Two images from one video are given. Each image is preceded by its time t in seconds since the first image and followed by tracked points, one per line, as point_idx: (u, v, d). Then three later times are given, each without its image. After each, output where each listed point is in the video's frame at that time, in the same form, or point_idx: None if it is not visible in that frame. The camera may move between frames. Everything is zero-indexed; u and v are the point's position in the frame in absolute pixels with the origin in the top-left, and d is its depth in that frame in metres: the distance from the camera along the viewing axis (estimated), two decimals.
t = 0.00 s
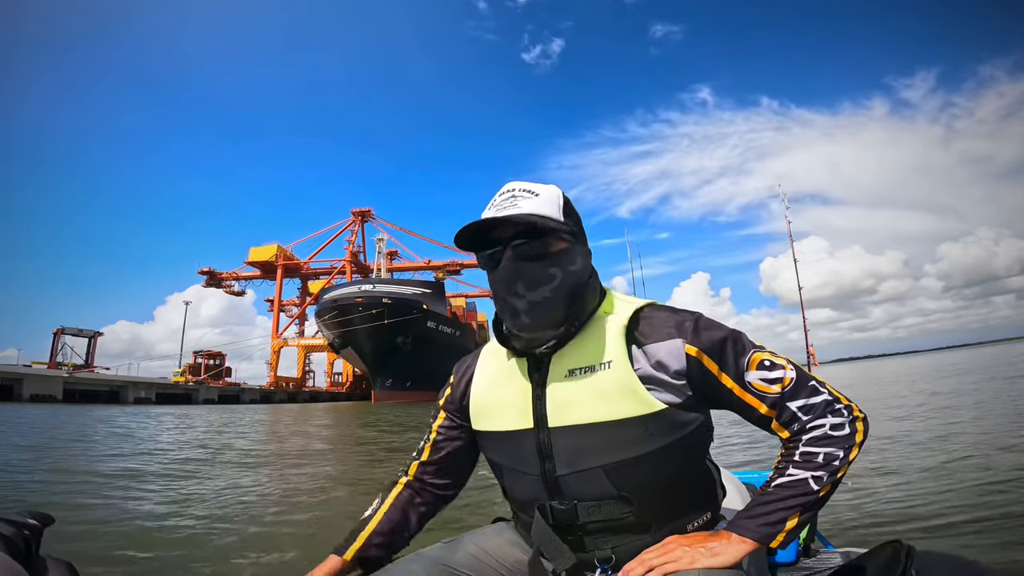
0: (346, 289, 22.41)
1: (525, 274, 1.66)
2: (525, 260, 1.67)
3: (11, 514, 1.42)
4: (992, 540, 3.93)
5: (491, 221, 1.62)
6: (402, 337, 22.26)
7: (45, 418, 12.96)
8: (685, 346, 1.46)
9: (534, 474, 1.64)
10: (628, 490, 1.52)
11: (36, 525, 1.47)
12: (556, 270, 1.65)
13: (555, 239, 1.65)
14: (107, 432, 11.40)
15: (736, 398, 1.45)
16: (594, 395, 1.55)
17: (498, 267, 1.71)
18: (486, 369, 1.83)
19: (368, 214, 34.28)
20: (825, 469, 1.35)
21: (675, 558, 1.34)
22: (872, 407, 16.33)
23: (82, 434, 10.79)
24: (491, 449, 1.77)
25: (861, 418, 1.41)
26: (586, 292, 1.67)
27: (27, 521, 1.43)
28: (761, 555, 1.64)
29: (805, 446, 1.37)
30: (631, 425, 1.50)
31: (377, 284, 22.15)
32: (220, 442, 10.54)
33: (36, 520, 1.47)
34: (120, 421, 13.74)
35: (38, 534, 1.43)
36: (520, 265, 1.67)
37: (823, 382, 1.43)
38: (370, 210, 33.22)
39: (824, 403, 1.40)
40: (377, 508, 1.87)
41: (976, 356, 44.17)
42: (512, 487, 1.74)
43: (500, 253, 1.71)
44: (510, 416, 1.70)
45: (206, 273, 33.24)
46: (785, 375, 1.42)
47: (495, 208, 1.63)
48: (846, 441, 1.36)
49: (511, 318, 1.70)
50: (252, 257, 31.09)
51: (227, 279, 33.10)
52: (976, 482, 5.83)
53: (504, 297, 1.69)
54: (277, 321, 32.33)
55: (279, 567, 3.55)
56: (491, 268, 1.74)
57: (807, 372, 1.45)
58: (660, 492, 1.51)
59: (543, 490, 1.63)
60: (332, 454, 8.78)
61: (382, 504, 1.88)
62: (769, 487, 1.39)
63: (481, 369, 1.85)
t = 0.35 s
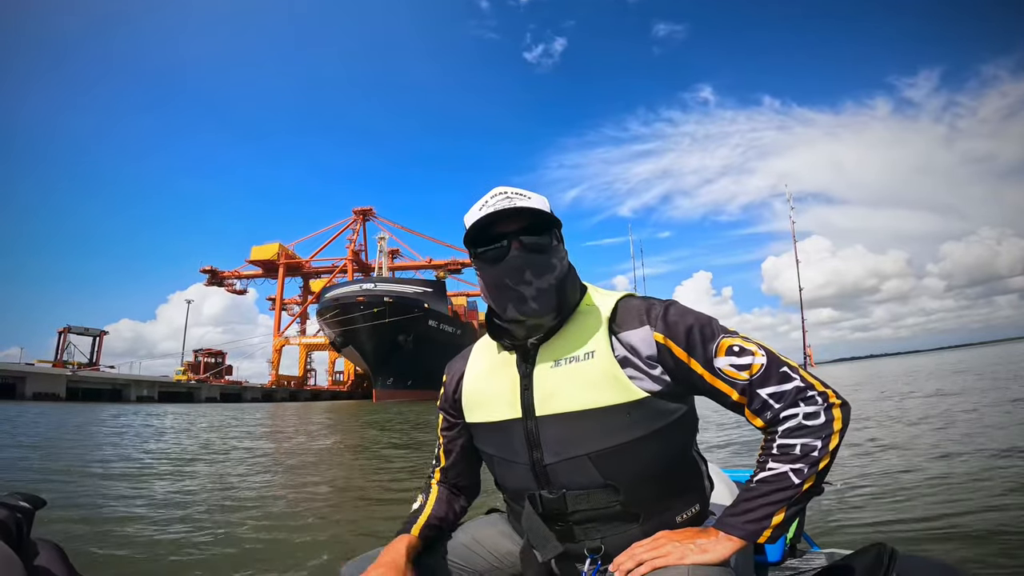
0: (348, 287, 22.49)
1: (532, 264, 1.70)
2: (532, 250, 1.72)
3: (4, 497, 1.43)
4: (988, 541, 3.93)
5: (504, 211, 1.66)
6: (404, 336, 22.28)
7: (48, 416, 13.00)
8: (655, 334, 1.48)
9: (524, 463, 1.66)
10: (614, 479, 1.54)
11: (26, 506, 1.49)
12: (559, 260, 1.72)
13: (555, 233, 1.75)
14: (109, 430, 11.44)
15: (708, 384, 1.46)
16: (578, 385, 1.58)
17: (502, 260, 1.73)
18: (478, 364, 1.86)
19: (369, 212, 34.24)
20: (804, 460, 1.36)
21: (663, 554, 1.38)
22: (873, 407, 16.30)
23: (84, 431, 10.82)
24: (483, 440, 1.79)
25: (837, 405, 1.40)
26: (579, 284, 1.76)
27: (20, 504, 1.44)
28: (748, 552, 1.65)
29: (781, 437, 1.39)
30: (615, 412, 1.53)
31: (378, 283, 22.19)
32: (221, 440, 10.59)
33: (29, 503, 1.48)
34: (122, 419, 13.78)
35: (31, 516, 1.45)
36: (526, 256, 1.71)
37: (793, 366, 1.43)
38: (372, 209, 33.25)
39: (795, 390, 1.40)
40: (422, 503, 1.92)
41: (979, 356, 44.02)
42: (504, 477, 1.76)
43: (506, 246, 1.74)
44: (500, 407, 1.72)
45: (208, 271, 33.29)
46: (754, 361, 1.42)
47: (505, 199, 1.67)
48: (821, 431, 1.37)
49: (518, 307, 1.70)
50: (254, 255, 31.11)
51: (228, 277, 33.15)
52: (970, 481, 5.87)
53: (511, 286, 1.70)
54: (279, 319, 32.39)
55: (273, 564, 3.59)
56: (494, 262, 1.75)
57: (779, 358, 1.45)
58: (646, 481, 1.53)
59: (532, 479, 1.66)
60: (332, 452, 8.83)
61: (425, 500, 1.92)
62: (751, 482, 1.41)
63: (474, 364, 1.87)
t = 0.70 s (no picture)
0: (349, 286, 22.50)
1: (545, 267, 1.69)
2: (545, 254, 1.71)
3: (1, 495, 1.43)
4: (992, 541, 3.92)
5: (517, 215, 1.66)
6: (405, 335, 22.31)
7: (49, 416, 13.03)
8: (665, 336, 1.49)
9: (532, 458, 1.67)
10: (621, 475, 1.55)
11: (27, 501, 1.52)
12: (571, 263, 1.72)
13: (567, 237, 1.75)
14: (109, 429, 11.47)
15: (716, 388, 1.47)
16: (588, 382, 1.59)
17: (514, 263, 1.72)
18: (489, 359, 1.86)
19: (371, 211, 34.21)
20: (809, 463, 1.37)
21: (670, 554, 1.39)
22: (876, 406, 16.27)
23: (86, 430, 10.87)
24: (491, 435, 1.80)
25: (842, 409, 1.41)
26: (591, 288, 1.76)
27: (17, 502, 1.44)
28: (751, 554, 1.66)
29: (787, 440, 1.39)
30: (624, 410, 1.54)
31: (379, 282, 22.19)
32: (222, 440, 10.62)
33: (27, 502, 1.48)
34: (123, 418, 13.82)
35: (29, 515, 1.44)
36: (540, 259, 1.71)
37: (802, 372, 1.44)
38: (372, 208, 33.26)
39: (802, 395, 1.41)
40: (451, 510, 1.85)
41: (983, 355, 43.86)
42: (511, 473, 1.77)
43: (520, 251, 1.73)
44: (510, 403, 1.73)
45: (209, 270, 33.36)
46: (762, 366, 1.43)
47: (516, 203, 1.69)
48: (827, 435, 1.38)
49: (532, 310, 1.70)
50: (255, 254, 31.15)
51: (229, 276, 33.22)
52: (969, 481, 5.88)
53: (524, 289, 1.70)
54: (280, 318, 32.43)
55: (271, 564, 3.61)
56: (507, 265, 1.73)
57: (786, 363, 1.46)
58: (653, 477, 1.54)
59: (539, 475, 1.67)
60: (332, 452, 8.85)
61: (450, 508, 1.86)
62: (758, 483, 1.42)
63: (484, 359, 1.88)
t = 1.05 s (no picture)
0: (350, 286, 22.52)
1: (585, 268, 1.75)
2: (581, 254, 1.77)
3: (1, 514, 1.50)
4: (992, 541, 3.96)
5: (561, 216, 1.68)
6: (407, 334, 22.37)
7: (52, 416, 13.11)
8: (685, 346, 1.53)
9: (545, 464, 1.71)
10: (633, 482, 1.59)
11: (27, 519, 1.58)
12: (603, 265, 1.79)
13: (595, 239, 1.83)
14: (112, 429, 11.54)
15: (735, 399, 1.51)
16: (605, 389, 1.63)
17: (554, 265, 1.74)
18: (502, 364, 1.89)
19: (371, 210, 34.24)
20: (825, 472, 1.40)
21: (679, 559, 1.41)
22: (875, 406, 16.31)
23: (89, 430, 10.89)
24: (503, 442, 1.83)
25: (859, 422, 1.45)
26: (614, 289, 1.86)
27: (17, 520, 1.51)
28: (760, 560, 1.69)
29: (804, 449, 1.43)
30: (640, 417, 1.57)
31: (380, 282, 22.22)
32: (224, 440, 10.67)
33: (27, 519, 1.55)
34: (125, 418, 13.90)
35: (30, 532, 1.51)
36: (578, 260, 1.75)
37: (820, 386, 1.48)
38: (374, 208, 33.30)
39: (821, 407, 1.45)
40: (458, 524, 1.86)
41: (984, 355, 43.89)
42: (521, 479, 1.80)
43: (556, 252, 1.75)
44: (525, 409, 1.76)
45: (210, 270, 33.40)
46: (782, 379, 1.48)
47: (554, 205, 1.71)
48: (844, 445, 1.41)
49: (573, 311, 1.73)
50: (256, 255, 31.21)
51: (231, 276, 33.33)
52: (970, 481, 5.91)
53: (566, 290, 1.73)
54: (281, 318, 32.51)
55: (277, 564, 3.65)
56: (546, 266, 1.74)
57: (806, 377, 1.50)
58: (666, 484, 1.58)
59: (552, 482, 1.71)
60: (335, 452, 8.91)
61: (458, 522, 1.87)
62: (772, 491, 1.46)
63: (498, 365, 1.91)
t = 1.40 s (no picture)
0: (352, 286, 22.55)
1: (577, 273, 1.77)
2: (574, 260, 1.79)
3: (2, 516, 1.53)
4: (991, 542, 3.98)
5: (555, 220, 1.71)
6: (409, 335, 22.40)
7: (56, 416, 13.18)
8: (674, 349, 1.55)
9: (538, 468, 1.73)
10: (626, 484, 1.61)
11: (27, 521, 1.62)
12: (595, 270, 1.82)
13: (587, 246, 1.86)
14: (116, 429, 11.61)
15: (725, 399, 1.53)
16: (596, 392, 1.65)
17: (546, 269, 1.77)
18: (495, 369, 1.92)
19: (373, 211, 34.28)
20: (817, 471, 1.43)
21: (674, 562, 1.43)
22: (876, 407, 16.31)
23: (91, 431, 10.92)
24: (496, 447, 1.86)
25: (852, 421, 1.47)
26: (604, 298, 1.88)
27: (17, 523, 1.54)
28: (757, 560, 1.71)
29: (797, 449, 1.46)
30: (631, 419, 1.60)
31: (383, 282, 22.23)
32: (227, 439, 10.73)
33: (26, 522, 1.58)
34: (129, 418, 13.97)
35: (28, 536, 1.54)
36: (571, 265, 1.78)
37: (811, 385, 1.50)
38: (376, 208, 33.34)
39: (812, 406, 1.47)
40: (454, 528, 1.89)
41: (986, 355, 43.78)
42: (516, 483, 1.82)
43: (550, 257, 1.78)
44: (517, 413, 1.79)
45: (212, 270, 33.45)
46: (773, 379, 1.50)
47: (549, 210, 1.75)
48: (836, 444, 1.44)
49: (565, 316, 1.75)
50: (258, 255, 31.28)
51: (233, 276, 33.43)
52: (971, 482, 5.92)
53: (558, 295, 1.76)
54: (284, 318, 32.61)
55: (279, 563, 3.70)
56: (540, 270, 1.77)
57: (796, 376, 1.52)
58: (659, 486, 1.61)
59: (546, 485, 1.73)
60: (338, 452, 8.96)
61: (454, 526, 1.89)
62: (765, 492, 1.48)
63: (490, 370, 1.93)
